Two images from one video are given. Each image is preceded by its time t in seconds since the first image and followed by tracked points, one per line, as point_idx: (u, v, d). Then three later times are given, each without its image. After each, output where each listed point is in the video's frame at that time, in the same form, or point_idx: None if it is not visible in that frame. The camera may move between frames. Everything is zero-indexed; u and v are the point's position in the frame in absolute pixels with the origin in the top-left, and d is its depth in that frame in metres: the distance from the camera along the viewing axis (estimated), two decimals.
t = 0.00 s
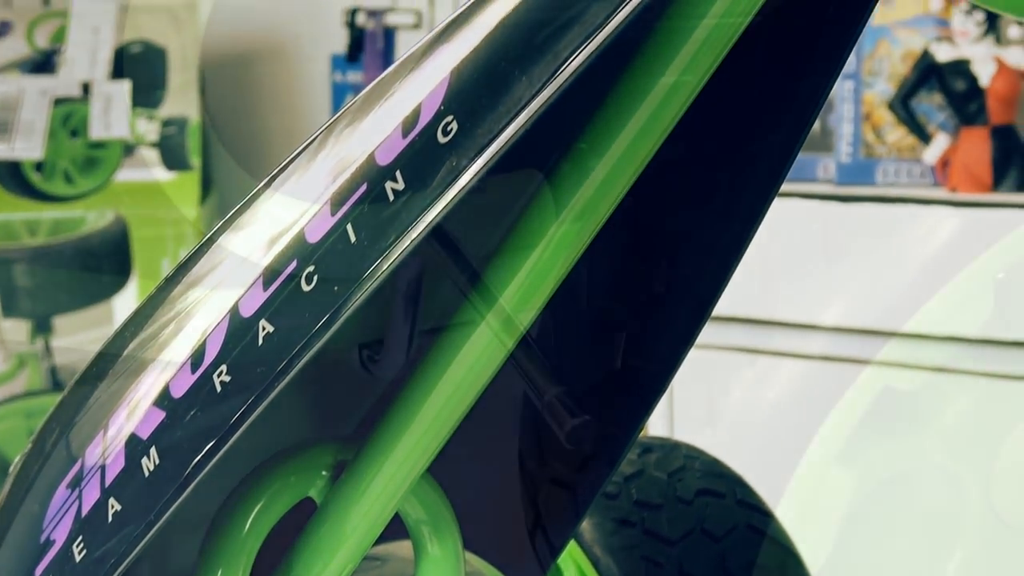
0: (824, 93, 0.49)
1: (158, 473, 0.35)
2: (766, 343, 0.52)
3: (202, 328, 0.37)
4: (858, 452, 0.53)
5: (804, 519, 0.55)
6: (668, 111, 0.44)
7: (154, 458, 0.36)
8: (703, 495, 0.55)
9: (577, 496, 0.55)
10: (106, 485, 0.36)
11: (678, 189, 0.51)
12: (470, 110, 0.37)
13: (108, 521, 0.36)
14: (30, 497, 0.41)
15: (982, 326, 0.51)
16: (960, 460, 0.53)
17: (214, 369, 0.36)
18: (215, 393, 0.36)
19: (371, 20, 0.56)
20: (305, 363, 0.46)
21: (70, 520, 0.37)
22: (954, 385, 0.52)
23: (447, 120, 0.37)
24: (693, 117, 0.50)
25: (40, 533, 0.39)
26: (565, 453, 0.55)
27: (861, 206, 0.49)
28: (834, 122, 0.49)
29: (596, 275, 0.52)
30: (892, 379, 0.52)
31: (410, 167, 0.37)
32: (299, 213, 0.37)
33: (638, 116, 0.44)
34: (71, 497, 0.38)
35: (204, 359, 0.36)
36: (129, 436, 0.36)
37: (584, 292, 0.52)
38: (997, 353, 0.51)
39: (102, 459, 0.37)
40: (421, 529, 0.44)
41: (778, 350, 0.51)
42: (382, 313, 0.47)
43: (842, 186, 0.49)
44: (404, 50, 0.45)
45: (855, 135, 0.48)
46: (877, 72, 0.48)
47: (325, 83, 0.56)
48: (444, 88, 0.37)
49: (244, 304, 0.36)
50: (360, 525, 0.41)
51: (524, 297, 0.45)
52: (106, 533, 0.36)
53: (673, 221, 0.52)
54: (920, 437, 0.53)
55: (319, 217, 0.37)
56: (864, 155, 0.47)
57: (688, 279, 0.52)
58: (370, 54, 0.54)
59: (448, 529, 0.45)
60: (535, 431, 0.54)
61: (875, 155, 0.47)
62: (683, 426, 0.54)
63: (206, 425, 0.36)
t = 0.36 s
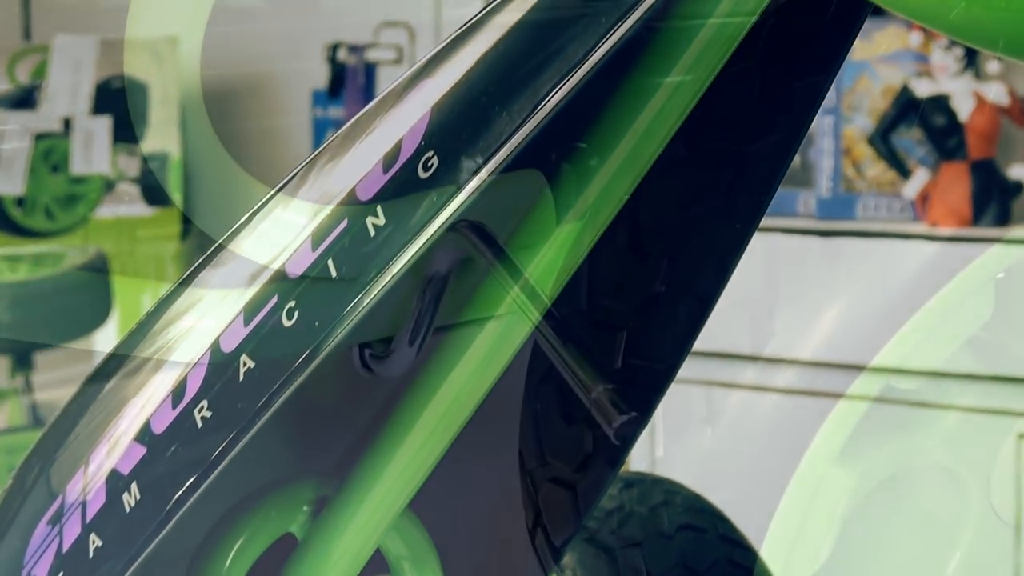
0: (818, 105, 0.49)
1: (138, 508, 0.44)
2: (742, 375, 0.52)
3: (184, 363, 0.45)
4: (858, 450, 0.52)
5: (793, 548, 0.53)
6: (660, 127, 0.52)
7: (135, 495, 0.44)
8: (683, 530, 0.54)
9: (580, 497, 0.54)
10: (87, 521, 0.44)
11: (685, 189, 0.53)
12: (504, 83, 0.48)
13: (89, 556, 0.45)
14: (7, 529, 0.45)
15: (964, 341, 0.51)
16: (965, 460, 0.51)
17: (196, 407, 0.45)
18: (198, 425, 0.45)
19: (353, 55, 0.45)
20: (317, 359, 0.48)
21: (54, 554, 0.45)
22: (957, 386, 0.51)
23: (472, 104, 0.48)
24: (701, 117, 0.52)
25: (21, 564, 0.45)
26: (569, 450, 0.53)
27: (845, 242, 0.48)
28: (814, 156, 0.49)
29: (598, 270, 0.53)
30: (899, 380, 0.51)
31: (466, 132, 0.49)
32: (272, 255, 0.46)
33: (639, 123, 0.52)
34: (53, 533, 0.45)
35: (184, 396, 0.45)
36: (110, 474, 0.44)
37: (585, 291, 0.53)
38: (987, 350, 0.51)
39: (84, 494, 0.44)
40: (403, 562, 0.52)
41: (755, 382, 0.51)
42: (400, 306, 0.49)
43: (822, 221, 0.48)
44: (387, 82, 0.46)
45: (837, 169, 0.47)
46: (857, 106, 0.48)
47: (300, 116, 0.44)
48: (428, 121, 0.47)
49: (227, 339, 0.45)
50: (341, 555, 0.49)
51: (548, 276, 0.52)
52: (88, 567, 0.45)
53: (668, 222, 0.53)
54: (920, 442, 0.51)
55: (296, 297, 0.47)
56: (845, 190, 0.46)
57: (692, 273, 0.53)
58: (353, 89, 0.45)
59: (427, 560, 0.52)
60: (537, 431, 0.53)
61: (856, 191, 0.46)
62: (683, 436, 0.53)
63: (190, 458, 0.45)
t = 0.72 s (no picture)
0: (799, 141, 0.48)
1: (121, 545, 0.43)
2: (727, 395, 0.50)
3: (168, 399, 0.45)
4: (853, 458, 0.47)
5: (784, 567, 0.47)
6: (658, 137, 0.51)
7: (117, 532, 0.43)
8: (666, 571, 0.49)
9: (575, 502, 0.51)
10: (70, 558, 0.43)
11: (683, 191, 0.51)
12: (507, 92, 0.49)
13: None
14: None
15: (961, 341, 0.46)
16: (963, 462, 0.46)
17: (178, 444, 0.44)
18: (181, 463, 0.44)
19: (335, 93, 0.49)
20: (317, 377, 0.47)
21: None
22: (952, 388, 0.46)
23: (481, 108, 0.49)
24: (708, 115, 0.51)
25: None
26: (564, 454, 0.51)
27: (816, 282, 0.48)
28: (795, 196, 0.48)
29: (598, 275, 0.52)
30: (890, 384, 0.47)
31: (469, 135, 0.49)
32: (251, 295, 0.46)
33: (645, 124, 0.51)
34: (35, 569, 0.43)
35: (167, 433, 0.44)
36: (92, 510, 0.43)
37: (581, 294, 0.52)
38: (988, 354, 0.46)
39: (66, 532, 0.44)
40: None
41: (742, 398, 0.49)
42: (416, 302, 0.49)
43: (806, 260, 0.48)
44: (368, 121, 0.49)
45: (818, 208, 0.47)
46: (837, 145, 0.47)
47: (284, 158, 0.49)
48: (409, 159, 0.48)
49: (210, 376, 0.45)
50: None
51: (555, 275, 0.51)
52: None
53: (666, 225, 0.52)
54: (918, 446, 0.46)
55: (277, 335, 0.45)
56: (826, 228, 0.46)
57: (691, 277, 0.51)
58: (335, 129, 0.49)
59: None
60: (532, 437, 0.51)
61: (836, 230, 0.46)
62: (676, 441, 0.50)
63: (169, 497, 0.44)
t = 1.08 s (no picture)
0: (777, 174, 0.48)
1: None
2: (725, 398, 0.48)
3: (148, 432, 0.46)
4: (853, 460, 0.45)
5: None
6: (656, 140, 0.50)
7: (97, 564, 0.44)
8: None
9: (574, 503, 0.49)
10: None
11: (683, 193, 0.50)
12: (510, 99, 0.49)
13: None
14: None
15: (962, 340, 0.44)
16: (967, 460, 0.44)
17: (158, 476, 0.45)
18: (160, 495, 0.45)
19: (315, 126, 0.49)
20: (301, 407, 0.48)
21: None
22: (951, 387, 0.44)
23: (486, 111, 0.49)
24: (708, 118, 0.50)
25: None
26: (564, 452, 0.50)
27: (801, 307, 0.47)
28: (775, 228, 0.48)
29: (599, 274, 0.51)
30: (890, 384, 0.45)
31: (473, 137, 0.49)
32: (238, 325, 0.47)
33: (646, 124, 0.51)
34: None
35: (147, 466, 0.45)
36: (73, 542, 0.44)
37: (580, 294, 0.51)
38: (987, 353, 0.44)
39: (46, 563, 0.44)
40: None
41: (737, 404, 0.48)
42: (416, 302, 0.49)
43: (785, 292, 0.47)
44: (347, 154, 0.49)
45: (798, 240, 0.47)
46: (817, 176, 0.47)
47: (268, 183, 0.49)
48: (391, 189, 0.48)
49: (190, 408, 0.46)
50: None
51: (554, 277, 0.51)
52: None
53: (666, 227, 0.50)
54: (917, 448, 0.45)
55: (257, 368, 0.47)
56: (806, 260, 0.47)
57: (688, 279, 0.49)
58: (315, 161, 0.49)
59: None
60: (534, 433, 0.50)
61: (816, 261, 0.46)
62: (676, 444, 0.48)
63: (151, 530, 0.45)
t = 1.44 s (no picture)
0: (756, 200, 0.49)
1: None
2: (729, 392, 0.49)
3: (128, 457, 0.43)
4: (857, 457, 0.46)
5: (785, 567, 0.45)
6: (656, 141, 0.50)
7: None
8: None
9: (577, 499, 0.49)
10: None
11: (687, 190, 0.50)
12: (506, 110, 0.50)
13: None
14: None
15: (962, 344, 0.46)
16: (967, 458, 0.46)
17: (137, 504, 0.43)
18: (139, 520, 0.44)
19: (292, 154, 0.50)
20: (290, 423, 0.49)
21: None
22: (953, 387, 0.46)
23: (484, 117, 0.49)
24: (709, 120, 0.50)
25: None
26: (566, 451, 0.50)
27: (784, 332, 0.48)
28: (753, 254, 0.48)
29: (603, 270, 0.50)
30: (894, 382, 0.46)
31: (476, 138, 0.49)
32: (239, 329, 0.45)
33: (645, 127, 0.51)
34: None
35: (128, 491, 0.43)
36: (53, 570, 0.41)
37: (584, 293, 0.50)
38: (990, 353, 0.46)
39: None
40: None
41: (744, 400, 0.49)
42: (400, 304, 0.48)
43: (762, 317, 0.49)
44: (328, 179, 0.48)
45: (776, 266, 0.48)
46: (796, 203, 0.48)
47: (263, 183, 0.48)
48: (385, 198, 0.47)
49: (169, 436, 0.44)
50: None
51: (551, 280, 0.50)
52: None
53: (671, 223, 0.50)
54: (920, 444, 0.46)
55: (236, 395, 0.45)
56: (786, 286, 0.48)
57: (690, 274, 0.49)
58: (296, 186, 0.48)
59: None
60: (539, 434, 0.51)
61: (795, 287, 0.48)
62: (680, 443, 0.49)
63: (129, 556, 0.44)
